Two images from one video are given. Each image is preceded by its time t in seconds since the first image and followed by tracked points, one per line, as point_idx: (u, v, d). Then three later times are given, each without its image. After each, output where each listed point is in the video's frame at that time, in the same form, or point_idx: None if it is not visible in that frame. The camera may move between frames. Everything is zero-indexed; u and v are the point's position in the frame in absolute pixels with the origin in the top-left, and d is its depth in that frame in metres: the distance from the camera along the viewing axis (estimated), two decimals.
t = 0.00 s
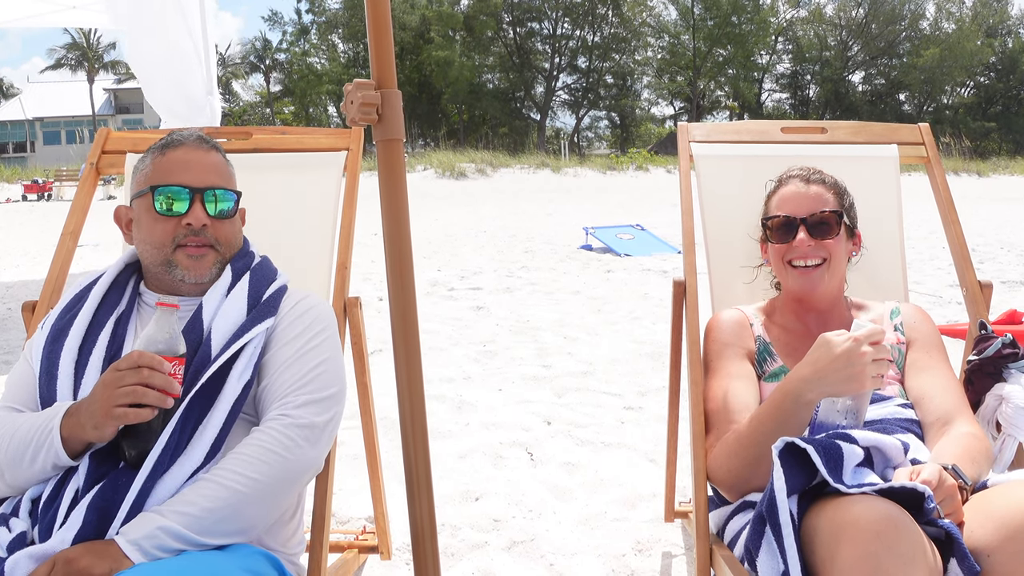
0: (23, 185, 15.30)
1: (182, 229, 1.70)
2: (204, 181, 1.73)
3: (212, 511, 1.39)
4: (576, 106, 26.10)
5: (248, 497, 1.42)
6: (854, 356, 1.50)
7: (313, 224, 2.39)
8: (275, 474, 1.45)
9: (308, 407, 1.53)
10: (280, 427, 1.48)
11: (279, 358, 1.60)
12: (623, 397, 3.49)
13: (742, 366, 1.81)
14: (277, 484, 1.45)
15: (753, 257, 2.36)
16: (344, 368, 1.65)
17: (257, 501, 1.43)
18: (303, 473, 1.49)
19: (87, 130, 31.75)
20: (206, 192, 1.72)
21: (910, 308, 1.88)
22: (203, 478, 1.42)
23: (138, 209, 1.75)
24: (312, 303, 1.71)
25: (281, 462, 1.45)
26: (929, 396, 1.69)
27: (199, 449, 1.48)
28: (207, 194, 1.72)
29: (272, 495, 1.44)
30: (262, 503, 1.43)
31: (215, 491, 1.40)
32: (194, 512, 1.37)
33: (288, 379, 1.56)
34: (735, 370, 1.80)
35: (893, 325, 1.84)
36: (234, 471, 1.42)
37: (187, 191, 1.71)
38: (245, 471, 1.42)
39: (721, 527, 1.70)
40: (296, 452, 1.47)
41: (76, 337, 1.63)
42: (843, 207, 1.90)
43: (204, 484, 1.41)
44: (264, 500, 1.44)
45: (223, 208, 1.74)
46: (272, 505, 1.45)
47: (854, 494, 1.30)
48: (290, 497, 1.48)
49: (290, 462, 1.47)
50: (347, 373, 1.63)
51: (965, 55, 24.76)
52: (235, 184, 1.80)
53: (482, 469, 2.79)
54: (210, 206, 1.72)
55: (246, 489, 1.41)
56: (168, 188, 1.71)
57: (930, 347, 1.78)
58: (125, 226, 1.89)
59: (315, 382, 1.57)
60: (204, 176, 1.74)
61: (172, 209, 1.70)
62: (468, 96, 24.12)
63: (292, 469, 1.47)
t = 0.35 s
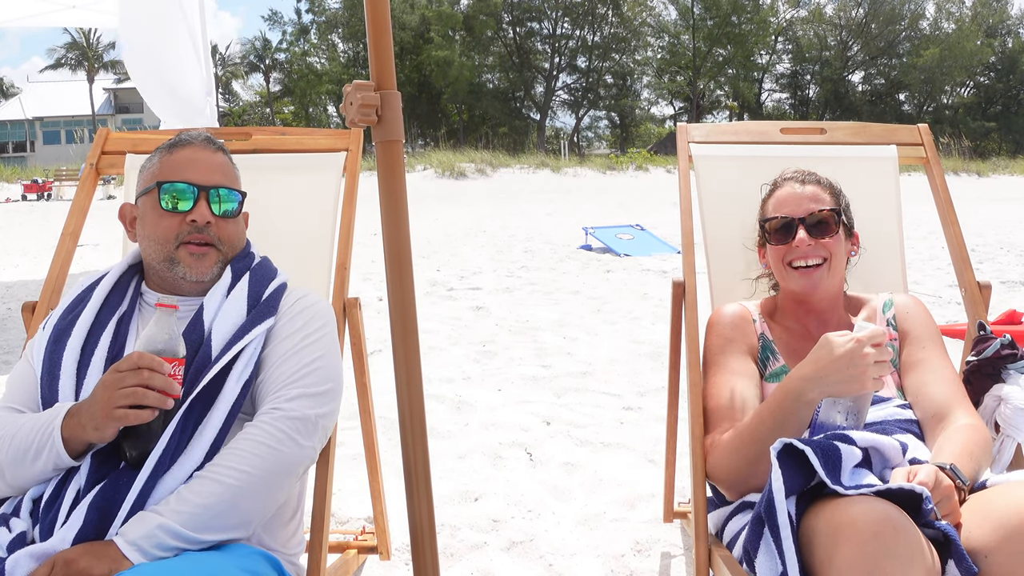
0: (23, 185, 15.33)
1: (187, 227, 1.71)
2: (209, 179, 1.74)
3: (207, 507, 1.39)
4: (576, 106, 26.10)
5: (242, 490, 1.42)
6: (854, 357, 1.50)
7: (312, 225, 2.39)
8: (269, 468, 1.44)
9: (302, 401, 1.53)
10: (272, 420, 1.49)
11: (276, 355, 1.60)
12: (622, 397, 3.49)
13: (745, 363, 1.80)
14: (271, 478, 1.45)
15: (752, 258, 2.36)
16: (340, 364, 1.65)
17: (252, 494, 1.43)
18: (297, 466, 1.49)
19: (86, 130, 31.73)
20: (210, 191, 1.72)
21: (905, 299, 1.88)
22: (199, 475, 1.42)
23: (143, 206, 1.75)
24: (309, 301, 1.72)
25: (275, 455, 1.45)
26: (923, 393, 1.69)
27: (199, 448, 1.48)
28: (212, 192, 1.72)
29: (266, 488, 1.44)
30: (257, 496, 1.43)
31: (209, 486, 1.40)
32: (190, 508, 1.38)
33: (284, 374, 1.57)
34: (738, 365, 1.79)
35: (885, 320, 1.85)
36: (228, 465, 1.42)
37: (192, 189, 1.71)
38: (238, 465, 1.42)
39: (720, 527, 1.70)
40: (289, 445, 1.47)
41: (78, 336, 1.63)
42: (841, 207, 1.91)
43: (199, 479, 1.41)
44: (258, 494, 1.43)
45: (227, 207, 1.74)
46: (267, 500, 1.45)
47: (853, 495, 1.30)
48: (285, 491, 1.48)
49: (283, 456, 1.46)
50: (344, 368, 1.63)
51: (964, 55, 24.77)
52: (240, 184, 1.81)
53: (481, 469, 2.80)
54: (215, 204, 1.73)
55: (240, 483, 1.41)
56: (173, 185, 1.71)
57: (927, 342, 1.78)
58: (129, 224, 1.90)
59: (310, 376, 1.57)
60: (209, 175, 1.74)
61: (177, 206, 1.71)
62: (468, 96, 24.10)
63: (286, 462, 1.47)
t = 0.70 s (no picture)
0: (23, 185, 15.34)
1: (184, 227, 1.71)
2: (206, 179, 1.74)
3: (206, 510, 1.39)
4: (576, 106, 26.11)
5: (242, 494, 1.41)
6: (846, 353, 1.51)
7: (310, 225, 2.39)
8: (267, 471, 1.44)
9: (301, 404, 1.53)
10: (272, 424, 1.48)
11: (274, 357, 1.60)
12: (621, 397, 3.50)
13: (738, 368, 1.80)
14: (270, 482, 1.45)
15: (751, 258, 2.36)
16: (339, 366, 1.65)
17: (251, 499, 1.43)
18: (296, 470, 1.49)
19: (86, 130, 31.72)
20: (208, 191, 1.72)
21: (902, 306, 1.87)
22: (197, 478, 1.42)
23: (140, 207, 1.75)
24: (307, 303, 1.71)
25: (273, 458, 1.45)
26: (918, 395, 1.69)
27: (196, 449, 1.48)
28: (209, 192, 1.72)
29: (264, 492, 1.44)
30: (256, 501, 1.43)
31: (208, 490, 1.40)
32: (189, 511, 1.38)
33: (282, 376, 1.56)
34: (733, 370, 1.79)
35: (885, 325, 1.83)
36: (227, 469, 1.42)
37: (189, 189, 1.71)
38: (237, 468, 1.42)
39: (717, 528, 1.70)
40: (288, 449, 1.47)
41: (75, 337, 1.63)
42: (841, 233, 1.76)
43: (198, 482, 1.41)
44: (257, 498, 1.43)
45: (224, 208, 1.74)
46: (267, 504, 1.45)
47: (852, 496, 1.30)
48: (283, 495, 1.48)
49: (282, 459, 1.46)
50: (342, 370, 1.63)
51: (964, 55, 24.80)
52: (238, 184, 1.81)
53: (480, 469, 2.80)
54: (212, 205, 1.72)
55: (239, 486, 1.41)
56: (171, 185, 1.71)
57: (921, 346, 1.78)
58: (127, 224, 1.90)
59: (308, 379, 1.57)
60: (206, 175, 1.74)
61: (175, 207, 1.71)
62: (467, 96, 24.09)
63: (285, 467, 1.46)
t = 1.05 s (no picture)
0: (22, 185, 15.36)
1: (181, 224, 1.71)
2: (205, 177, 1.74)
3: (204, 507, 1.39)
4: (576, 106, 26.11)
5: (240, 491, 1.42)
6: (849, 354, 1.52)
7: (309, 224, 2.39)
8: (265, 469, 1.44)
9: (299, 402, 1.53)
10: (269, 421, 1.48)
11: (272, 355, 1.60)
12: (620, 397, 3.50)
13: (737, 368, 1.80)
14: (268, 479, 1.45)
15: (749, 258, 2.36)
16: (337, 365, 1.65)
17: (249, 496, 1.43)
18: (294, 467, 1.49)
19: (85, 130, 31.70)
20: (206, 189, 1.72)
21: (902, 306, 1.87)
22: (195, 476, 1.42)
23: (140, 203, 1.75)
24: (305, 301, 1.72)
25: (271, 456, 1.45)
26: (919, 396, 1.70)
27: (195, 447, 1.48)
28: (207, 190, 1.72)
29: (262, 490, 1.44)
30: (254, 498, 1.43)
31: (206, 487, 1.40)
32: (187, 508, 1.38)
33: (279, 374, 1.56)
34: (731, 371, 1.79)
35: (885, 326, 1.83)
36: (225, 466, 1.42)
37: (188, 187, 1.71)
38: (235, 465, 1.42)
39: (716, 527, 1.70)
40: (285, 446, 1.47)
41: (74, 336, 1.63)
42: (842, 239, 1.75)
43: (195, 479, 1.41)
44: (255, 496, 1.43)
45: (221, 206, 1.74)
46: (264, 501, 1.45)
47: (849, 494, 1.30)
48: (281, 492, 1.48)
49: (280, 457, 1.46)
50: (340, 369, 1.63)
51: (963, 55, 24.81)
52: (237, 184, 1.81)
53: (479, 469, 2.80)
54: (210, 203, 1.72)
55: (237, 484, 1.41)
56: (169, 182, 1.71)
57: (921, 347, 1.78)
58: (127, 222, 1.90)
59: (306, 377, 1.57)
60: (205, 173, 1.74)
61: (173, 204, 1.71)
62: (467, 96, 24.08)
63: (282, 464, 1.46)
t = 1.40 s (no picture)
0: (21, 185, 15.36)
1: (202, 219, 1.73)
2: (227, 177, 1.77)
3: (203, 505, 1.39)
4: (575, 107, 26.12)
5: (238, 489, 1.41)
6: (846, 353, 1.52)
7: (307, 224, 2.40)
8: (265, 467, 1.44)
9: (297, 401, 1.53)
10: (268, 419, 1.48)
11: (271, 355, 1.60)
12: (620, 397, 3.50)
13: (735, 368, 1.80)
14: (266, 478, 1.45)
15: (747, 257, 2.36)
16: (335, 365, 1.65)
17: (248, 494, 1.43)
18: (291, 466, 1.49)
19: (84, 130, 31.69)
20: (229, 188, 1.75)
21: (901, 309, 1.87)
22: (193, 475, 1.42)
23: (156, 193, 1.75)
24: (304, 301, 1.72)
25: (270, 454, 1.45)
26: (918, 396, 1.70)
27: (193, 446, 1.48)
28: (230, 190, 1.75)
29: (261, 488, 1.44)
30: (253, 496, 1.43)
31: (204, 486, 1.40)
32: (185, 506, 1.38)
33: (278, 372, 1.57)
34: (729, 371, 1.79)
35: (885, 326, 1.83)
36: (223, 464, 1.42)
37: (213, 183, 1.74)
38: (233, 463, 1.42)
39: (715, 526, 1.70)
40: (283, 445, 1.47)
41: (72, 335, 1.63)
42: (841, 235, 1.76)
43: (194, 477, 1.41)
44: (253, 495, 1.43)
45: (238, 207, 1.77)
46: (262, 500, 1.45)
47: (848, 493, 1.30)
48: (280, 490, 1.48)
49: (278, 455, 1.46)
50: (338, 369, 1.64)
51: (962, 55, 24.83)
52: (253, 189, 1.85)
53: (478, 469, 2.80)
54: (232, 203, 1.76)
55: (236, 482, 1.41)
56: (194, 177, 1.73)
57: (920, 348, 1.78)
58: (134, 213, 1.89)
59: (304, 376, 1.57)
60: (229, 174, 1.77)
61: (196, 199, 1.73)
62: (466, 96, 24.08)
63: (280, 463, 1.47)
